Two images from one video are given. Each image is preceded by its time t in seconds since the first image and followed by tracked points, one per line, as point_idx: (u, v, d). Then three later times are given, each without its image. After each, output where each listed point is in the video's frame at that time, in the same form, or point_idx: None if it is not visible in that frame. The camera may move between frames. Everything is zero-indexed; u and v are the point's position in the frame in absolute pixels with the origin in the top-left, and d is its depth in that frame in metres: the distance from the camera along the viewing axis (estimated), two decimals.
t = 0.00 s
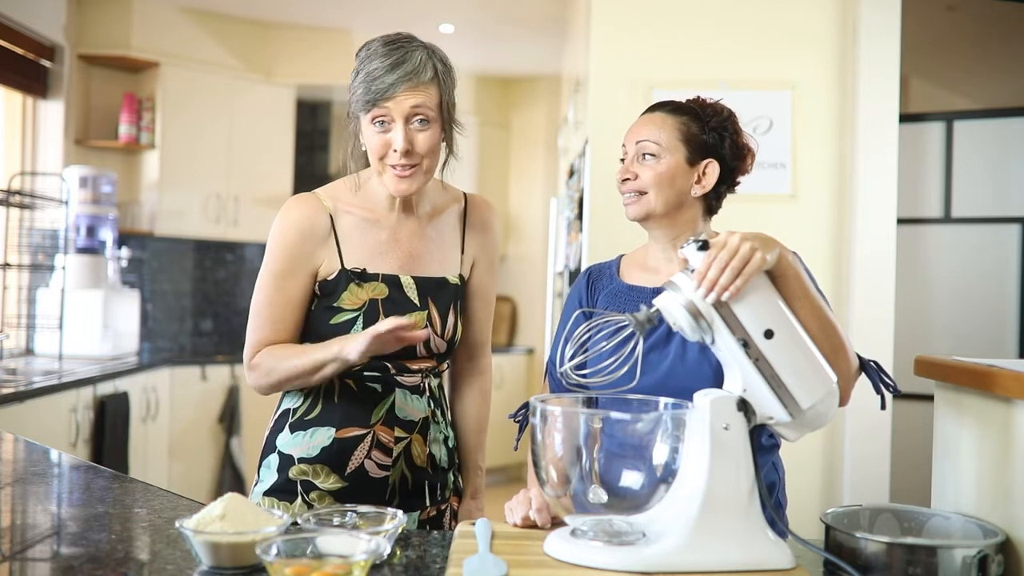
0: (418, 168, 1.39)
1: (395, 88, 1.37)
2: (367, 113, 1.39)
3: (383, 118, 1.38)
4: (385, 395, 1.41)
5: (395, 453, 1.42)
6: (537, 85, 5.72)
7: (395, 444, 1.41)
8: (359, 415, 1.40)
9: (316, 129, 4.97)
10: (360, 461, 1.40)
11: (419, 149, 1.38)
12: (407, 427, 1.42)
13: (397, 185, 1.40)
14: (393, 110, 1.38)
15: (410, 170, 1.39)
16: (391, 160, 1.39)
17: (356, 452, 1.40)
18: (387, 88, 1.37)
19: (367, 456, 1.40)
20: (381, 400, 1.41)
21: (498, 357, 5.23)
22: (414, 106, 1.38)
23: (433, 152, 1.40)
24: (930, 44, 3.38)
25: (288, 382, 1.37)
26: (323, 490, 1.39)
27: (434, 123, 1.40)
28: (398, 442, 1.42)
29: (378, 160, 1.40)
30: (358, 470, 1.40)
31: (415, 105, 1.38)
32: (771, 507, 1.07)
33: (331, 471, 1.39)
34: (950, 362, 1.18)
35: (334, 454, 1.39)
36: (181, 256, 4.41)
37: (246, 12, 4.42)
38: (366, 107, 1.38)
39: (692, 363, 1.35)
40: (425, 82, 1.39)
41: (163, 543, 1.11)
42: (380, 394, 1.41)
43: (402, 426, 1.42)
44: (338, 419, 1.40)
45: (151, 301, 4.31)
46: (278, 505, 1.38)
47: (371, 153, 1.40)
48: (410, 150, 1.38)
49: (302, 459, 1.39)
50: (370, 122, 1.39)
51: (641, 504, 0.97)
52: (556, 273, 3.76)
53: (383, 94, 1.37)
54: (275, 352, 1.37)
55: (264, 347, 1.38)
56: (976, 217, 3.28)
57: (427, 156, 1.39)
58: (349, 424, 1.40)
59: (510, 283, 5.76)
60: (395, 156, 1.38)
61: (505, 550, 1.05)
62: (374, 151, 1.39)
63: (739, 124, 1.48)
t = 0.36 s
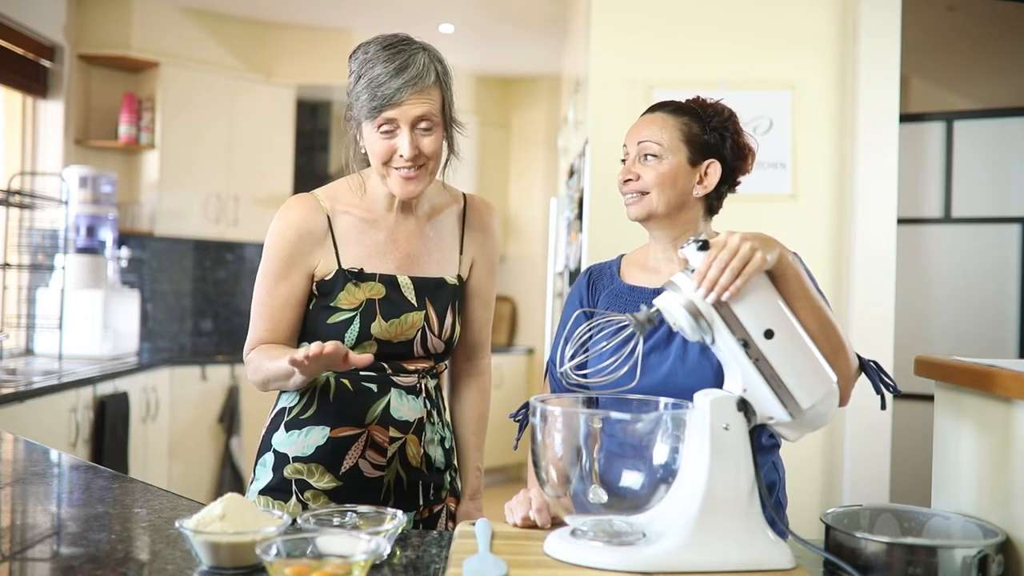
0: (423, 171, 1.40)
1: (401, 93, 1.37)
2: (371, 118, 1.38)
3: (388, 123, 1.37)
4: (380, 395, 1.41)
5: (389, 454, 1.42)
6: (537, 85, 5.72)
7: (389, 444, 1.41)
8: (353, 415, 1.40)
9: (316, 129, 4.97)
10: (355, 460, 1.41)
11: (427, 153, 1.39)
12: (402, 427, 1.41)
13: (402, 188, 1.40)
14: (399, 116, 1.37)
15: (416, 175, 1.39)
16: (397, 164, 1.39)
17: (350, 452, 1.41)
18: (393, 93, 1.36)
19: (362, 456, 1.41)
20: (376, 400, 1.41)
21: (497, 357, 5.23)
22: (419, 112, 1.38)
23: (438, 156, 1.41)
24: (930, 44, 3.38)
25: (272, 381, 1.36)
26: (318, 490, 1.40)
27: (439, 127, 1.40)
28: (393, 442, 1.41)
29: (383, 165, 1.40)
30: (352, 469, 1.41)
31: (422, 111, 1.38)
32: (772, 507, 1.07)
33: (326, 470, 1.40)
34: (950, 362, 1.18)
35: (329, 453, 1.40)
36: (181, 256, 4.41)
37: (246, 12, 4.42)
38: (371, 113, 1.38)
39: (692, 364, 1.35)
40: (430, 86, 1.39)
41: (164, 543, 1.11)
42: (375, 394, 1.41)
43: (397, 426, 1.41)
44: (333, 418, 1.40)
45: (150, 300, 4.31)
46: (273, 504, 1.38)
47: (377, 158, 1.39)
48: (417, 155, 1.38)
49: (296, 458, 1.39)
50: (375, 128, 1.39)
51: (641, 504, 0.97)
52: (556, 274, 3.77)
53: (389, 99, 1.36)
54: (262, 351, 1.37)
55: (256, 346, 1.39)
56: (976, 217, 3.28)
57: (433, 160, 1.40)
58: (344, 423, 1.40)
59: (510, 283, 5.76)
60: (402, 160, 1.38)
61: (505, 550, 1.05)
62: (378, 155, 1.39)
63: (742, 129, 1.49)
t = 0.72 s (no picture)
0: (422, 150, 1.39)
1: (398, 75, 1.38)
2: (368, 101, 1.39)
3: (388, 103, 1.38)
4: (382, 393, 1.42)
5: (392, 452, 1.41)
6: (537, 85, 5.72)
7: (392, 442, 1.41)
8: (355, 414, 1.40)
9: (316, 129, 4.97)
10: (358, 460, 1.40)
11: (425, 131, 1.39)
12: (404, 425, 1.42)
13: (403, 167, 1.39)
14: (398, 96, 1.38)
15: (417, 152, 1.39)
16: (396, 144, 1.38)
17: (353, 451, 1.40)
18: (391, 75, 1.37)
19: (365, 456, 1.40)
20: (378, 398, 1.42)
21: (497, 357, 5.23)
22: (416, 91, 1.39)
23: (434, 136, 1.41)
24: (930, 44, 3.38)
25: (273, 373, 1.36)
26: (320, 491, 1.39)
27: (432, 107, 1.42)
28: (395, 440, 1.41)
29: (382, 146, 1.39)
30: (356, 469, 1.40)
31: (418, 89, 1.40)
32: (772, 507, 1.07)
33: (328, 471, 1.39)
34: (950, 362, 1.18)
35: (331, 454, 1.39)
36: (181, 256, 4.41)
37: (246, 12, 4.42)
38: (368, 95, 1.38)
39: (692, 364, 1.34)
40: (422, 67, 1.41)
41: (163, 543, 1.11)
42: (377, 393, 1.42)
43: (399, 424, 1.42)
44: (334, 418, 1.40)
45: (151, 300, 4.31)
46: (276, 507, 1.38)
47: (376, 139, 1.39)
48: (418, 133, 1.38)
49: (298, 459, 1.39)
50: (373, 110, 1.39)
51: (641, 504, 0.97)
52: (556, 274, 3.77)
53: (387, 80, 1.37)
54: (260, 345, 1.37)
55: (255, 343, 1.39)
56: (976, 217, 3.28)
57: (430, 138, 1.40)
58: (346, 422, 1.40)
59: (510, 283, 5.76)
60: (404, 138, 1.38)
61: (505, 550, 1.05)
62: (378, 136, 1.38)
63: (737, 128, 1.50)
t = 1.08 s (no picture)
0: (413, 138, 1.39)
1: (381, 64, 1.39)
2: (356, 92, 1.39)
3: (375, 93, 1.38)
4: (384, 393, 1.42)
5: (396, 453, 1.41)
6: (537, 85, 5.72)
7: (395, 443, 1.41)
8: (358, 414, 1.40)
9: (316, 129, 4.97)
10: (361, 460, 1.40)
11: (413, 119, 1.39)
12: (407, 425, 1.42)
13: (395, 157, 1.39)
14: (384, 85, 1.38)
15: (407, 140, 1.39)
16: (386, 133, 1.38)
17: (356, 451, 1.40)
18: (375, 64, 1.38)
19: (368, 456, 1.40)
20: (380, 399, 1.42)
21: (497, 358, 5.23)
22: (403, 80, 1.40)
23: (424, 124, 1.41)
24: (930, 44, 3.38)
25: (269, 373, 1.36)
26: (323, 493, 1.39)
27: (421, 94, 1.42)
28: (399, 441, 1.42)
29: (373, 135, 1.39)
30: (359, 470, 1.40)
31: (404, 77, 1.40)
32: (771, 507, 1.07)
33: (331, 472, 1.39)
34: (950, 362, 1.18)
35: (334, 455, 1.39)
36: (181, 256, 4.41)
37: (246, 12, 4.42)
38: (355, 86, 1.39)
39: (693, 365, 1.34)
40: (408, 57, 1.42)
41: (163, 543, 1.11)
42: (379, 393, 1.42)
43: (402, 424, 1.42)
44: (337, 419, 1.40)
45: (151, 300, 4.31)
46: (278, 508, 1.37)
47: (365, 129, 1.39)
48: (406, 120, 1.38)
49: (301, 461, 1.38)
50: (361, 100, 1.39)
51: (641, 504, 0.97)
52: (556, 274, 3.77)
53: (372, 71, 1.38)
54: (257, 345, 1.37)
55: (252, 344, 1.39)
56: (976, 217, 3.28)
57: (420, 126, 1.40)
58: (349, 423, 1.40)
59: (510, 283, 5.76)
60: (392, 125, 1.38)
61: (504, 550, 1.05)
62: (368, 126, 1.39)
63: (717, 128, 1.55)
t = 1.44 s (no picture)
0: (417, 156, 1.41)
1: (392, 81, 1.37)
2: (364, 105, 1.39)
3: (383, 109, 1.38)
4: (384, 393, 1.41)
5: (396, 453, 1.42)
6: (537, 85, 5.71)
7: (396, 442, 1.42)
8: (358, 414, 1.40)
9: (316, 129, 4.97)
10: (361, 461, 1.40)
11: (420, 138, 1.40)
12: (407, 425, 1.42)
13: (398, 175, 1.41)
14: (394, 102, 1.38)
15: (410, 161, 1.41)
16: (392, 150, 1.40)
17: (356, 452, 1.40)
18: (387, 81, 1.37)
19: (368, 456, 1.41)
20: (380, 398, 1.41)
21: (498, 358, 5.23)
22: (412, 98, 1.39)
23: (429, 139, 1.42)
24: (930, 44, 3.38)
25: (274, 381, 1.36)
26: (323, 493, 1.39)
27: (428, 111, 1.42)
28: (399, 440, 1.42)
29: (377, 150, 1.40)
30: (359, 470, 1.40)
31: (414, 95, 1.39)
32: (772, 507, 1.07)
33: (331, 472, 1.39)
34: (950, 362, 1.18)
35: (334, 455, 1.39)
36: (181, 256, 4.41)
37: (245, 12, 4.42)
38: (364, 99, 1.38)
39: (692, 365, 1.34)
40: (418, 73, 1.41)
41: (163, 543, 1.11)
42: (379, 393, 1.41)
43: (403, 424, 1.42)
44: (337, 419, 1.40)
45: (151, 300, 4.31)
46: (278, 508, 1.37)
47: (370, 142, 1.40)
48: (412, 140, 1.39)
49: (301, 461, 1.38)
50: (368, 114, 1.39)
51: (641, 504, 0.97)
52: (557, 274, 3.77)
53: (384, 87, 1.37)
54: (262, 352, 1.37)
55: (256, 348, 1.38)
56: (976, 217, 3.28)
57: (425, 144, 1.41)
58: (349, 423, 1.40)
59: (510, 283, 5.76)
60: (398, 144, 1.39)
61: (504, 550, 1.05)
62: (373, 141, 1.40)
63: (721, 123, 1.52)
